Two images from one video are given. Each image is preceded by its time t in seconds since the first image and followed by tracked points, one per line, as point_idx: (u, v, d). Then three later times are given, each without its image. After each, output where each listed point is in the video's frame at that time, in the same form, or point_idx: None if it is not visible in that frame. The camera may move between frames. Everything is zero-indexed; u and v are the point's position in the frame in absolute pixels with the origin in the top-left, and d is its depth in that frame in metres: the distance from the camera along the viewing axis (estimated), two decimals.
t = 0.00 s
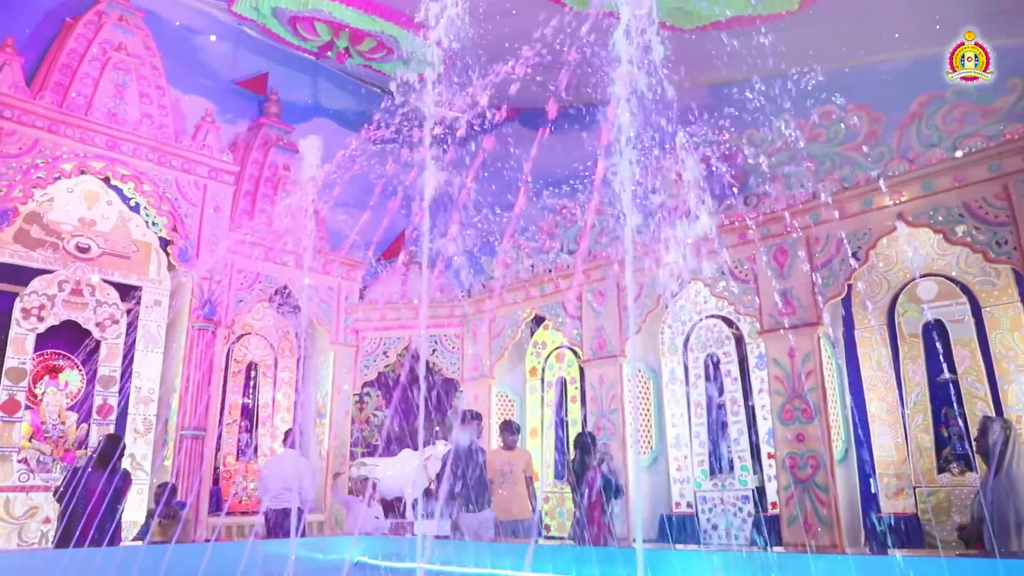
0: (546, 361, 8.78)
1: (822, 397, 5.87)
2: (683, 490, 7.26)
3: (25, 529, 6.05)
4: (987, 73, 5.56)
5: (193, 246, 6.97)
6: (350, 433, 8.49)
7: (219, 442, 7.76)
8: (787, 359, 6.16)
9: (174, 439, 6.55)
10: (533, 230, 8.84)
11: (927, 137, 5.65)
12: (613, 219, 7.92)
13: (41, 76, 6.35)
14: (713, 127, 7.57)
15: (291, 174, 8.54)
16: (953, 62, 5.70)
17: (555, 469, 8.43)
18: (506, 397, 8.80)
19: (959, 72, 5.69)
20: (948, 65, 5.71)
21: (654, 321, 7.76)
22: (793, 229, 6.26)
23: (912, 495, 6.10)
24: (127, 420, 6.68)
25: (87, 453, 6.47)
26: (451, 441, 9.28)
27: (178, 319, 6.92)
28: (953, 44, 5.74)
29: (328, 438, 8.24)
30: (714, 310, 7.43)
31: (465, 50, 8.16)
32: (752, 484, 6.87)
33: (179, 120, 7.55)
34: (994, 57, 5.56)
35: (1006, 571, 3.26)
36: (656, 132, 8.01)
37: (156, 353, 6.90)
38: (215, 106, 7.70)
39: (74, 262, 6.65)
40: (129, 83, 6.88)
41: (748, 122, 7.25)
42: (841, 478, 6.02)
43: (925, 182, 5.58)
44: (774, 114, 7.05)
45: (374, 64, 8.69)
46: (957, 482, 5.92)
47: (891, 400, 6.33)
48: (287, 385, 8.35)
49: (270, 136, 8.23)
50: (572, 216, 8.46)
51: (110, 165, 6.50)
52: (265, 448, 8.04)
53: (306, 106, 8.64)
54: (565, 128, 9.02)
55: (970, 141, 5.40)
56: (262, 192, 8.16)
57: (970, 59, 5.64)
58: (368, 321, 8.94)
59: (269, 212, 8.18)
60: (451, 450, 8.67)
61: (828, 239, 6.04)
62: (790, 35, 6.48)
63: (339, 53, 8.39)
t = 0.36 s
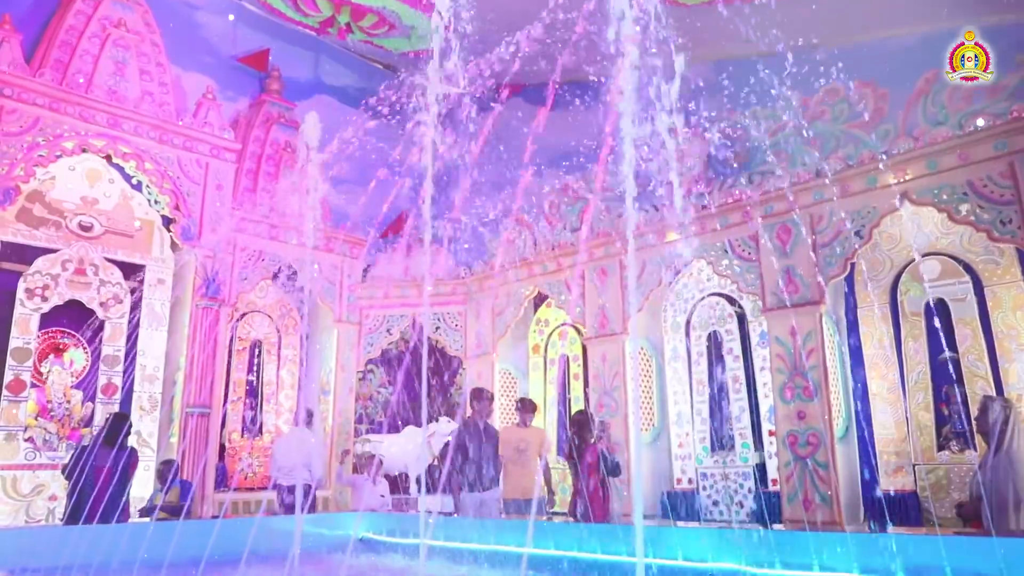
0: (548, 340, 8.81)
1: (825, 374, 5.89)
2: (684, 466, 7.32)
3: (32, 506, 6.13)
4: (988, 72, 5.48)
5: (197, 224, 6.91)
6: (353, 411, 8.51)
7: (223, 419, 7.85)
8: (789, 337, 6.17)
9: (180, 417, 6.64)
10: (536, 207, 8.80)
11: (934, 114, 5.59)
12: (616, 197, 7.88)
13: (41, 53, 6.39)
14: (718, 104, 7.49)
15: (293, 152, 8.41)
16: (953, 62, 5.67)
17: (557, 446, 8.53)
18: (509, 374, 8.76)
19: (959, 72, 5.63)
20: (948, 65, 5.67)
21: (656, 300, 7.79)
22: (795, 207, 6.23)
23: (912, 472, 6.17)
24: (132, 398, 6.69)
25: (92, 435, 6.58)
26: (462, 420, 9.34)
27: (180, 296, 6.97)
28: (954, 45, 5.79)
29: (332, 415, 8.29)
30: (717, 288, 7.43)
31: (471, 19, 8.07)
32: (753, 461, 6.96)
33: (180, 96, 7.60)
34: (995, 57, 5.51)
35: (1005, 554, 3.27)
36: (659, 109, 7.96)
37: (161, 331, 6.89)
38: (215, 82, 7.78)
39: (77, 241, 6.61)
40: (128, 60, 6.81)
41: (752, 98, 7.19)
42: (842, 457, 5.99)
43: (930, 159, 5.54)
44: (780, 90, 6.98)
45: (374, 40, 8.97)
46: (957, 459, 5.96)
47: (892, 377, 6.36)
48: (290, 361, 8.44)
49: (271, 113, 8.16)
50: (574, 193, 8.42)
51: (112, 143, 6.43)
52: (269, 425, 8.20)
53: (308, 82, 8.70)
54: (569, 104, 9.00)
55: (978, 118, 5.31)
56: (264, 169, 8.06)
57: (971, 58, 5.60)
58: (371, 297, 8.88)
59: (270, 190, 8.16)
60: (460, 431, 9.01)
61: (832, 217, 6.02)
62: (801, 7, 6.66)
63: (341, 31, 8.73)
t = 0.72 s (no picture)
0: (551, 325, 8.75)
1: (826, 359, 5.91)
2: (686, 451, 7.35)
3: (40, 493, 6.19)
4: (987, 72, 5.39)
5: (199, 212, 6.89)
6: (355, 393, 8.42)
7: (228, 404, 7.82)
8: (791, 323, 6.18)
9: (184, 405, 6.61)
10: (538, 193, 8.75)
11: (937, 99, 5.56)
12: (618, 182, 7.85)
13: (41, 37, 6.34)
14: (720, 88, 7.45)
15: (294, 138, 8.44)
16: (953, 63, 5.61)
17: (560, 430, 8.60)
18: (512, 359, 8.86)
19: (959, 71, 5.56)
20: (948, 65, 5.62)
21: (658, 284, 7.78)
22: (799, 192, 6.21)
23: (913, 456, 6.19)
24: (136, 386, 6.77)
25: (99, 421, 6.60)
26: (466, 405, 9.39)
27: (184, 281, 6.96)
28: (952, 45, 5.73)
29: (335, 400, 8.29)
30: (719, 274, 7.43)
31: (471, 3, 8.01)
32: (755, 446, 7.00)
33: (180, 83, 7.60)
34: (994, 58, 5.43)
35: (1002, 541, 3.33)
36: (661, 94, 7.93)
37: (164, 319, 6.99)
38: (215, 68, 7.76)
39: (79, 230, 6.67)
40: (128, 46, 6.78)
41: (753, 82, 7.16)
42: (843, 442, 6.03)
43: (934, 145, 5.52)
44: (783, 74, 6.94)
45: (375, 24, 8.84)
46: (957, 443, 5.99)
47: (893, 362, 6.39)
48: (294, 349, 8.47)
49: (272, 99, 8.15)
50: (576, 178, 8.39)
51: (113, 131, 6.41)
52: (274, 412, 8.20)
53: (308, 68, 8.65)
54: (571, 88, 8.88)
55: (981, 102, 5.29)
56: (265, 155, 8.08)
57: (970, 58, 5.55)
58: (373, 284, 8.94)
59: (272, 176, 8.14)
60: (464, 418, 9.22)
61: (835, 202, 6.01)
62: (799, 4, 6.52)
63: (341, 15, 8.57)
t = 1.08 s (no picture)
0: (554, 307, 8.72)
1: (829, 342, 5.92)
2: (688, 433, 7.39)
3: (48, 476, 6.27)
4: (987, 73, 5.35)
5: (202, 197, 6.92)
6: (360, 377, 8.52)
7: (234, 387, 7.93)
8: (794, 306, 6.18)
9: (191, 389, 6.69)
10: (541, 175, 8.72)
11: (944, 80, 5.52)
12: (621, 164, 7.82)
13: (40, 22, 6.25)
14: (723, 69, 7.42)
15: (296, 120, 8.42)
16: (953, 63, 5.55)
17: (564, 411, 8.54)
18: (516, 342, 8.85)
19: (959, 71, 5.51)
20: (948, 65, 5.55)
21: (661, 266, 7.79)
22: (803, 174, 6.18)
23: (916, 438, 6.22)
24: (142, 370, 6.75)
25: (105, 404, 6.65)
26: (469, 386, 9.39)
27: (187, 266, 6.98)
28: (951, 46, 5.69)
29: (339, 383, 8.34)
30: (722, 256, 7.42)
31: None
32: (756, 428, 7.02)
33: (181, 66, 7.58)
34: (994, 58, 5.39)
35: (1001, 522, 3.38)
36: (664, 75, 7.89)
37: (168, 303, 6.94)
38: (217, 52, 7.75)
39: (82, 214, 6.64)
40: (128, 30, 6.75)
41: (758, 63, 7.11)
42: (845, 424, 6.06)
43: (939, 127, 5.49)
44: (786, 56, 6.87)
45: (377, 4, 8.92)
46: (959, 426, 6.00)
47: (896, 345, 6.40)
48: (299, 332, 8.50)
49: (274, 82, 8.09)
50: (579, 161, 8.35)
51: (114, 115, 6.40)
52: (278, 393, 8.22)
53: (310, 50, 8.64)
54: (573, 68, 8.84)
55: (987, 85, 5.26)
56: (268, 139, 8.10)
57: (971, 59, 5.50)
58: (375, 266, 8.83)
59: (274, 159, 8.14)
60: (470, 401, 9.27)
61: (839, 184, 5.98)
62: None
63: None
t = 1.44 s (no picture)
0: (558, 306, 8.70)
1: (834, 342, 5.90)
2: (693, 433, 7.37)
3: (55, 475, 6.28)
4: (987, 72, 5.29)
5: (207, 198, 6.98)
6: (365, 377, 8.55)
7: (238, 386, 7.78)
8: (798, 305, 6.16)
9: (196, 387, 6.78)
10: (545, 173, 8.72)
11: (948, 79, 5.48)
12: (624, 163, 7.81)
13: (46, 22, 6.42)
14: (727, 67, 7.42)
15: (300, 120, 8.44)
16: (953, 62, 5.52)
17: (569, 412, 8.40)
18: (519, 340, 8.77)
19: (959, 71, 5.47)
20: (948, 65, 5.52)
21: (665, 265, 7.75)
22: (807, 173, 6.16)
23: (921, 439, 6.20)
24: (147, 368, 6.73)
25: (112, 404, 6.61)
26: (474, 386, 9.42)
27: (193, 265, 7.03)
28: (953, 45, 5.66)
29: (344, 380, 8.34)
30: (727, 255, 7.40)
31: None
32: (761, 428, 7.00)
33: (186, 67, 7.58)
34: (994, 58, 5.33)
35: (1007, 524, 3.33)
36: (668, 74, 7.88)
37: (174, 302, 6.95)
38: (220, 51, 7.78)
39: (88, 214, 6.60)
40: (134, 31, 6.77)
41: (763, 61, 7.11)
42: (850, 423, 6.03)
43: (943, 125, 5.46)
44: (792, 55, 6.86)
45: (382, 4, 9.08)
46: (965, 426, 5.97)
47: (901, 345, 6.38)
48: (303, 330, 8.34)
49: (278, 81, 8.20)
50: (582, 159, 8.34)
51: (119, 115, 6.43)
52: (283, 393, 8.09)
53: (313, 49, 8.68)
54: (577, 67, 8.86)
55: (992, 82, 5.23)
56: (272, 139, 8.14)
57: (971, 58, 5.45)
58: (379, 267, 8.81)
59: (276, 159, 8.15)
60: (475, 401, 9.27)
61: (843, 183, 5.96)
62: None
63: None
